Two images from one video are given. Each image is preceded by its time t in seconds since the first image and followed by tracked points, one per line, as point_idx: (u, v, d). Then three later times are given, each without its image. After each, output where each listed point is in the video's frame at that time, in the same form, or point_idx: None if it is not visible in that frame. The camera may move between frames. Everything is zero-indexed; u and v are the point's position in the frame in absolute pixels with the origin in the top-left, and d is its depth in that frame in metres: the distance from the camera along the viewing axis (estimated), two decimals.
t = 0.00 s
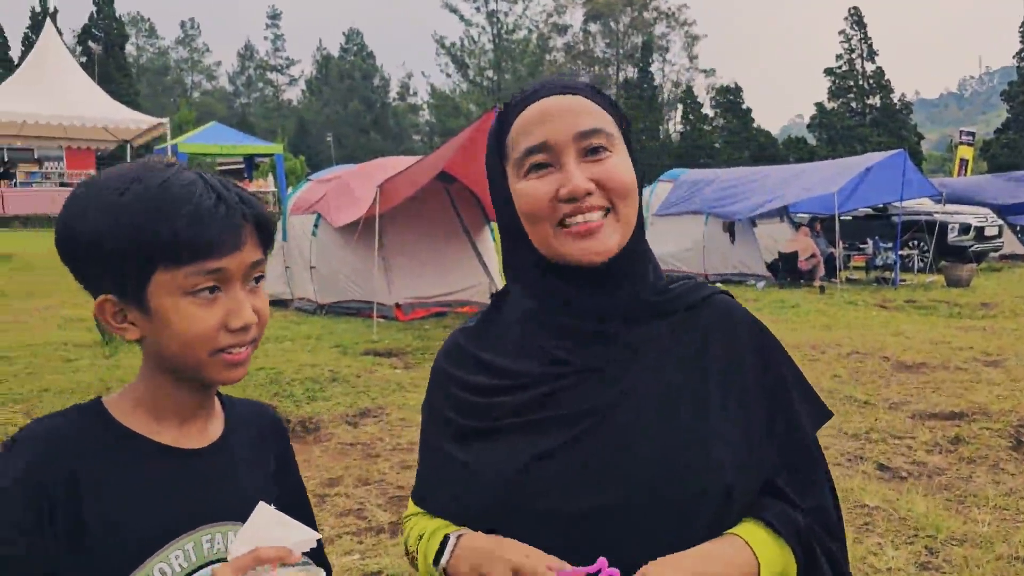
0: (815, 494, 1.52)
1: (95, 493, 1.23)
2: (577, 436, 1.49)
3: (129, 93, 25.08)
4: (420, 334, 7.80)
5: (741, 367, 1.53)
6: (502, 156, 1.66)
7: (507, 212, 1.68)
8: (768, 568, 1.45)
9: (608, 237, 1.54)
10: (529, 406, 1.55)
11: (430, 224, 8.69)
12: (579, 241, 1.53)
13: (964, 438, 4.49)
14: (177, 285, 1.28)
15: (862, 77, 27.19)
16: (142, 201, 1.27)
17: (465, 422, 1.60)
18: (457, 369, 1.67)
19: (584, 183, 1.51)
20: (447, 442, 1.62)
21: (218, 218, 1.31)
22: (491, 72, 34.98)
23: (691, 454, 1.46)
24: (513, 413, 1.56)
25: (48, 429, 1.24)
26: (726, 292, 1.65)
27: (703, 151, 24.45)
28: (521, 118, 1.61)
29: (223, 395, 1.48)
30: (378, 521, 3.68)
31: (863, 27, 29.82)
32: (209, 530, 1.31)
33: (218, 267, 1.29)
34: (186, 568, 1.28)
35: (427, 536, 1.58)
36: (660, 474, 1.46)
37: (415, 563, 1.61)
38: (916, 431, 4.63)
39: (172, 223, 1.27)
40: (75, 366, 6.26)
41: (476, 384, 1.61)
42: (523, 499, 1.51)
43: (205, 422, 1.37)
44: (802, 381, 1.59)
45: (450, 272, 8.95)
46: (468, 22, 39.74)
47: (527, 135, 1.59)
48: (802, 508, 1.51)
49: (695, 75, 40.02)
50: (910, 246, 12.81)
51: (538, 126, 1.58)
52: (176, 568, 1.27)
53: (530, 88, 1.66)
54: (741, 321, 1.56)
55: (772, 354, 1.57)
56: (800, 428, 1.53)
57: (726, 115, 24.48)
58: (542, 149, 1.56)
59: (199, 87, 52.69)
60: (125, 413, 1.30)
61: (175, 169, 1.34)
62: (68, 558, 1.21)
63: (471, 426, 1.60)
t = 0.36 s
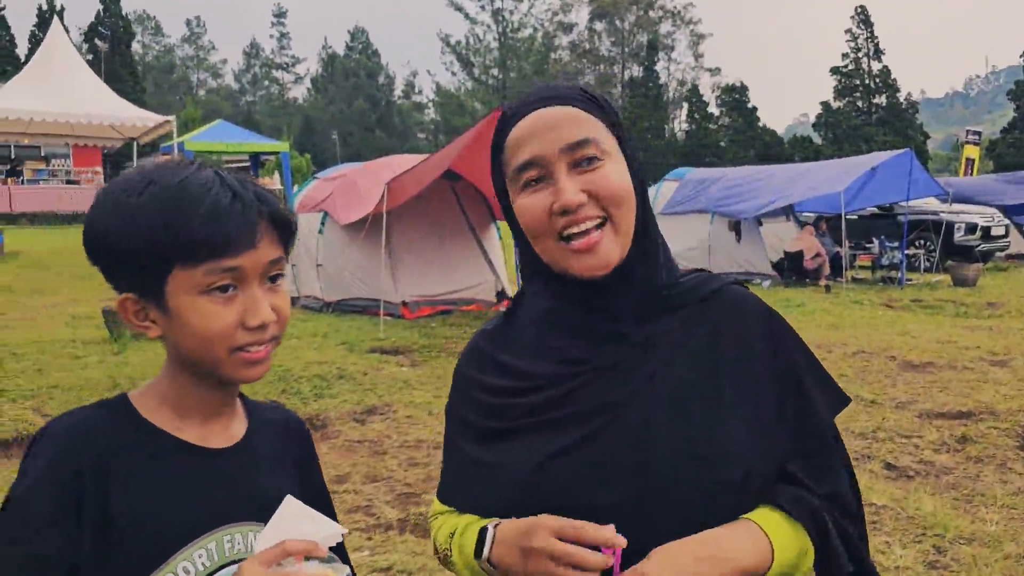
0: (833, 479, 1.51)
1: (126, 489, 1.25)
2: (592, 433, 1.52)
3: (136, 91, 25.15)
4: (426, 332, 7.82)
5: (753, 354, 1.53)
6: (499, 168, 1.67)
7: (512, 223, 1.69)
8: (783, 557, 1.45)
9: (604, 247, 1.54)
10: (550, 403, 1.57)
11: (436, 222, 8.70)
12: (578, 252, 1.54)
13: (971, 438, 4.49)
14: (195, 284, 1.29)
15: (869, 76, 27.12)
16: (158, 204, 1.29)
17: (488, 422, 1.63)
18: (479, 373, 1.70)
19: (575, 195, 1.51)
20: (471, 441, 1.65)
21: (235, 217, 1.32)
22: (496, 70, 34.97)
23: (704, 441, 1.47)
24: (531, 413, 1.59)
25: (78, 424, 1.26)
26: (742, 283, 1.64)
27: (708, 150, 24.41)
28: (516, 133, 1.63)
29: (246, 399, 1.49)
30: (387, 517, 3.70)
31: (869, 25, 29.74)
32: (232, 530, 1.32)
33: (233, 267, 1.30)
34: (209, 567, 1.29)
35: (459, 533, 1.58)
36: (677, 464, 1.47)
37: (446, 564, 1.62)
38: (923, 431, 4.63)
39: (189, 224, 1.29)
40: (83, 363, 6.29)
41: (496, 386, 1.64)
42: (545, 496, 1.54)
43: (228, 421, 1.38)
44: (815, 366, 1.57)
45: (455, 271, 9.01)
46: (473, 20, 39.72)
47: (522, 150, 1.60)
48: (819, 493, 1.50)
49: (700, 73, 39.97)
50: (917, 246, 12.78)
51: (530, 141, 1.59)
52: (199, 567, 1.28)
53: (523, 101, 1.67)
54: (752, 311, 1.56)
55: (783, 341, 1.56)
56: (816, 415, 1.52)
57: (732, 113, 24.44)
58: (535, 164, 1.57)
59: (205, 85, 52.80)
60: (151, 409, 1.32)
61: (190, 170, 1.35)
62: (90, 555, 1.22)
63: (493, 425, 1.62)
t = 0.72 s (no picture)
0: (838, 485, 1.53)
1: (113, 484, 1.22)
2: (609, 425, 1.51)
3: (133, 88, 25.09)
4: (425, 330, 7.82)
5: (766, 360, 1.56)
6: (547, 143, 1.68)
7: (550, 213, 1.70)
8: (789, 562, 1.45)
9: (640, 229, 1.54)
10: (565, 392, 1.56)
11: (437, 219, 8.70)
12: (615, 228, 1.54)
13: (970, 438, 4.50)
14: (169, 250, 1.25)
15: (867, 76, 27.13)
16: (121, 179, 1.27)
17: (499, 408, 1.62)
18: (493, 356, 1.68)
19: (623, 172, 1.53)
20: (480, 423, 1.64)
21: (210, 182, 1.29)
22: (495, 69, 34.96)
23: (716, 442, 1.49)
24: (546, 401, 1.58)
25: (59, 419, 1.23)
26: (757, 291, 1.67)
27: (707, 150, 24.41)
28: (570, 107, 1.63)
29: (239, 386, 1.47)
30: (387, 514, 3.70)
31: (868, 26, 29.77)
32: (229, 530, 1.30)
33: (205, 230, 1.27)
34: (204, 569, 1.26)
35: (462, 510, 1.58)
36: (687, 463, 1.48)
37: (447, 542, 1.61)
38: (922, 430, 4.65)
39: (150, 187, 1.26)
40: (82, 359, 6.29)
41: (508, 369, 1.63)
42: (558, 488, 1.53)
43: (217, 408, 1.35)
44: (823, 372, 1.60)
45: (455, 270, 9.02)
46: (472, 18, 39.71)
47: (574, 124, 1.61)
48: (824, 500, 1.51)
49: (698, 73, 40.01)
50: (915, 246, 12.79)
51: (584, 116, 1.60)
52: (193, 569, 1.25)
53: (580, 83, 1.68)
54: (768, 316, 1.58)
55: (792, 344, 1.58)
56: (825, 420, 1.54)
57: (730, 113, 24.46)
58: (586, 138, 1.58)
59: (203, 82, 52.71)
60: (133, 401, 1.29)
61: (163, 144, 1.34)
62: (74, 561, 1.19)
63: (506, 411, 1.61)
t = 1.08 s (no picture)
0: (830, 485, 1.56)
1: (72, 500, 1.17)
2: (610, 422, 1.53)
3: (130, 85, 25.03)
4: (422, 329, 7.82)
5: (761, 359, 1.57)
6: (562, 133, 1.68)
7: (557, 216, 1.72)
8: (783, 558, 1.48)
9: (648, 230, 1.55)
10: (566, 388, 1.58)
11: (435, 217, 8.71)
12: (620, 225, 1.55)
13: (964, 437, 4.53)
14: (115, 249, 1.19)
15: (863, 77, 27.23)
16: (62, 176, 1.20)
17: (499, 402, 1.64)
18: (494, 352, 1.70)
19: (637, 170, 1.53)
20: (479, 419, 1.65)
21: (155, 173, 1.22)
22: (492, 68, 34.95)
23: (712, 442, 1.51)
24: (552, 394, 1.58)
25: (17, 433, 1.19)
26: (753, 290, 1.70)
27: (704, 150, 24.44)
28: (590, 99, 1.63)
29: (226, 384, 1.41)
30: (385, 512, 3.71)
31: (864, 27, 29.86)
32: (197, 540, 1.23)
33: (155, 225, 1.19)
34: None
35: (457, 507, 1.59)
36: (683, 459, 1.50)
37: (440, 537, 1.62)
38: (917, 430, 4.67)
39: (96, 180, 1.20)
40: (79, 356, 6.29)
41: (508, 365, 1.65)
42: (558, 482, 1.54)
43: (187, 415, 1.29)
44: (817, 370, 1.63)
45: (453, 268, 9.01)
46: (470, 17, 39.72)
47: (592, 116, 1.61)
48: (815, 498, 1.55)
49: (694, 72, 40.07)
50: (910, 246, 12.75)
51: (604, 109, 1.59)
52: None
53: (598, 76, 1.68)
54: (764, 317, 1.60)
55: (788, 344, 1.60)
56: (817, 421, 1.56)
57: (727, 113, 24.48)
58: (604, 130, 1.59)
59: (200, 79, 52.58)
60: (100, 408, 1.25)
61: (114, 133, 1.26)
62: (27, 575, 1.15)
63: (506, 406, 1.63)
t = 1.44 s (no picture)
0: (834, 468, 1.58)
1: (71, 503, 1.16)
2: (610, 424, 1.56)
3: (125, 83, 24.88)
4: (418, 328, 7.84)
5: (758, 349, 1.59)
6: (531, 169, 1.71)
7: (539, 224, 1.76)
8: (787, 543, 1.52)
9: (637, 244, 1.60)
10: (563, 396, 1.61)
11: (431, 217, 8.73)
12: (611, 246, 1.59)
13: (958, 439, 4.57)
14: (132, 237, 1.21)
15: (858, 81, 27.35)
16: (80, 166, 1.24)
17: (501, 414, 1.68)
18: (496, 364, 1.74)
19: (613, 194, 1.57)
20: (484, 429, 1.70)
21: (182, 166, 1.25)
22: (489, 68, 34.91)
23: (709, 435, 1.54)
24: (552, 402, 1.62)
25: (9, 434, 1.18)
26: (748, 278, 1.71)
27: (700, 152, 24.47)
28: (547, 129, 1.66)
29: (220, 383, 1.43)
30: (383, 510, 3.73)
31: (860, 30, 29.96)
32: (200, 543, 1.23)
33: (180, 218, 1.23)
34: None
35: (467, 519, 1.64)
36: (682, 455, 1.53)
37: (452, 545, 1.68)
38: (911, 432, 4.71)
39: (119, 172, 1.23)
40: (76, 354, 6.27)
41: (509, 375, 1.69)
42: (560, 491, 1.58)
43: (187, 411, 1.30)
44: (815, 355, 1.64)
45: (450, 268, 9.04)
46: (466, 17, 39.70)
47: (557, 146, 1.63)
48: (817, 482, 1.58)
49: (689, 74, 40.14)
50: (904, 249, 12.89)
51: (572, 133, 1.62)
52: None
53: (547, 98, 1.71)
54: (759, 307, 1.62)
55: (790, 336, 1.62)
56: (817, 407, 1.59)
57: (722, 115, 24.53)
58: (571, 160, 1.62)
59: (195, 77, 52.34)
60: (96, 409, 1.25)
61: (139, 127, 1.29)
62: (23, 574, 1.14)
63: (509, 416, 1.66)
